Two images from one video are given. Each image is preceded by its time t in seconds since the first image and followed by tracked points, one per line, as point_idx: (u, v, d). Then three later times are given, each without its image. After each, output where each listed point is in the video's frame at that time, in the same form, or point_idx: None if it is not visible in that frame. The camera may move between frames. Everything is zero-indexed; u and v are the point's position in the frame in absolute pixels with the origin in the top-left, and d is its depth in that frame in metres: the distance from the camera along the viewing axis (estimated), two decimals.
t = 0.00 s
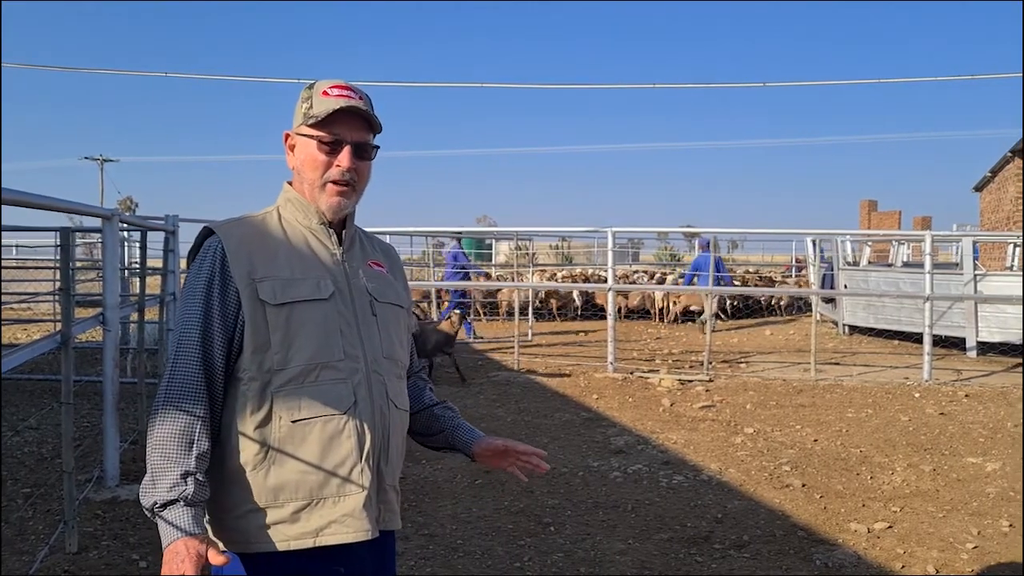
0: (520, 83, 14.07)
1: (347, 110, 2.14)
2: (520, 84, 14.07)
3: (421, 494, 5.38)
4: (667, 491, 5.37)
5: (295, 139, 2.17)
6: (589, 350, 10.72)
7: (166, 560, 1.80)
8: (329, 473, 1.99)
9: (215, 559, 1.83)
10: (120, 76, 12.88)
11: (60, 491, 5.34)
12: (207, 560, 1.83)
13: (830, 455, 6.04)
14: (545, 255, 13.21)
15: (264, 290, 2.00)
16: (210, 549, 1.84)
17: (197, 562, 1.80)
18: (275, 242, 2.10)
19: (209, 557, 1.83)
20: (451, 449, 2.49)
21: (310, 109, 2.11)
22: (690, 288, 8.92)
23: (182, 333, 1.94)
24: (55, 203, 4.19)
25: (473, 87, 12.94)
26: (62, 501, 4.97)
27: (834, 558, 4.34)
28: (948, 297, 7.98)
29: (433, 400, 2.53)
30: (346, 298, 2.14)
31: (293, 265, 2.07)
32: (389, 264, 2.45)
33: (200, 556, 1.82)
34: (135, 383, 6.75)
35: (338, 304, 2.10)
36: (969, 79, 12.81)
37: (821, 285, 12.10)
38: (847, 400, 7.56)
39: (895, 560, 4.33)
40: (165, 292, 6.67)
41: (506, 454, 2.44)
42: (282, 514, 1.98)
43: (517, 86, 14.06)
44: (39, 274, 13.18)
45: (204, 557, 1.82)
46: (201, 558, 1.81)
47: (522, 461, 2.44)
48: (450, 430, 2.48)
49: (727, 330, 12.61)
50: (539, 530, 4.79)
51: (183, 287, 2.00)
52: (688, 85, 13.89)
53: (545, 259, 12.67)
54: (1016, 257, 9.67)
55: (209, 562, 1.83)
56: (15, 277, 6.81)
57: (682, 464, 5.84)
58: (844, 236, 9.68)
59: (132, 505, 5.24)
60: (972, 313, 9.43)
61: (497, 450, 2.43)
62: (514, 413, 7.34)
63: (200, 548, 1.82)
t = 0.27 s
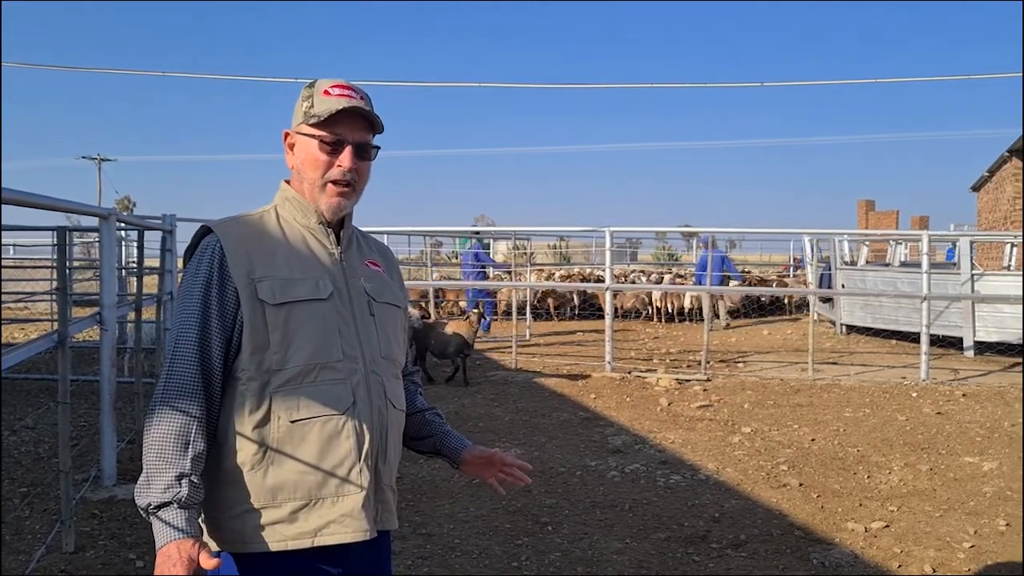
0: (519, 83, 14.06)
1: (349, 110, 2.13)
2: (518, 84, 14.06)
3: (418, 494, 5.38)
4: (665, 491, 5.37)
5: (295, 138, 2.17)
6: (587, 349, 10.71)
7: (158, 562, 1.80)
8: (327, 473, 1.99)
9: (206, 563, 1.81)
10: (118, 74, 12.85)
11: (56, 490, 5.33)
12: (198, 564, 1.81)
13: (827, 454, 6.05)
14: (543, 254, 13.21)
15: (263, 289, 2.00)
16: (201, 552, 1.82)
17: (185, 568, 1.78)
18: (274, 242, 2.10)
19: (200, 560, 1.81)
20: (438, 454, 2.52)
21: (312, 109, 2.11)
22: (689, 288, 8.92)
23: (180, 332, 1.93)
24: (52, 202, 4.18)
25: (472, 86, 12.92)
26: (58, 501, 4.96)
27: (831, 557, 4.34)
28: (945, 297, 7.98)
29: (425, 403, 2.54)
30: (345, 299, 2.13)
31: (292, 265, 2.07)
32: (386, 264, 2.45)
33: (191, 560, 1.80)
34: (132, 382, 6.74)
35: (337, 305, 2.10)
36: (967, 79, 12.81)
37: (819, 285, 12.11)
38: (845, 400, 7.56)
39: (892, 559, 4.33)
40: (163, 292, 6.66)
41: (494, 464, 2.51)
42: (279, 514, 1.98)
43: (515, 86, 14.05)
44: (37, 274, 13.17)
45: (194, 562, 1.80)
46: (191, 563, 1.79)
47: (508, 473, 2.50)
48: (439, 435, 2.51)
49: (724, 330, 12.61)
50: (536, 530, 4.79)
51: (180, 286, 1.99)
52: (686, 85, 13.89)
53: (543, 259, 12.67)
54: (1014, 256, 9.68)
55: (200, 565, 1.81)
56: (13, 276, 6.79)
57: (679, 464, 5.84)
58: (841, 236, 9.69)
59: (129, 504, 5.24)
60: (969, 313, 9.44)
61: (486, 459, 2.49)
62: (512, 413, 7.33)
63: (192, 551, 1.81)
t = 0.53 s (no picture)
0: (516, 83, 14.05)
1: (348, 106, 2.13)
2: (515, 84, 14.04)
3: (416, 493, 5.38)
4: (662, 490, 5.37)
5: (294, 135, 2.17)
6: (584, 349, 10.71)
7: (160, 562, 1.81)
8: (328, 472, 1.99)
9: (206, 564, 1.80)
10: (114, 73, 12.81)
11: (53, 490, 5.32)
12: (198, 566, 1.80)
13: (825, 454, 6.05)
14: (540, 255, 13.20)
15: (263, 288, 2.00)
16: (201, 553, 1.81)
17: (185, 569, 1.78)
18: (274, 240, 2.10)
19: (200, 561, 1.80)
20: (427, 460, 2.54)
21: (311, 105, 2.11)
22: (686, 288, 8.91)
23: (180, 330, 1.93)
24: (50, 200, 4.17)
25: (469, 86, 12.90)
26: (56, 500, 4.95)
27: (829, 556, 4.35)
28: (942, 297, 7.99)
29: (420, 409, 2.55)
30: (344, 297, 2.13)
31: (291, 263, 2.07)
32: (384, 262, 2.45)
33: (191, 562, 1.80)
34: (129, 382, 6.73)
35: (336, 303, 2.10)
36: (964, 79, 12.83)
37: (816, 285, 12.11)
38: (842, 400, 7.57)
39: (890, 558, 4.34)
40: (160, 292, 6.65)
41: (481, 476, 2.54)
42: (280, 513, 1.98)
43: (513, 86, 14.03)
44: (34, 273, 13.12)
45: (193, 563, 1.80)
46: (190, 564, 1.79)
47: (492, 489, 2.54)
48: (430, 443, 2.52)
49: (722, 330, 12.61)
50: (534, 529, 4.79)
51: (180, 285, 1.99)
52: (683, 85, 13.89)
53: (540, 259, 12.66)
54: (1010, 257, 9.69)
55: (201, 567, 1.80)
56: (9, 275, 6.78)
57: (677, 463, 5.84)
58: (839, 236, 9.69)
59: (126, 504, 5.22)
60: (966, 313, 9.46)
61: (473, 471, 2.53)
62: (509, 412, 7.32)
63: (191, 552, 1.81)
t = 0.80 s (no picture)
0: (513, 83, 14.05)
1: (344, 105, 2.13)
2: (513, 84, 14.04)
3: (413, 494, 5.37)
4: (660, 490, 5.37)
5: (290, 135, 2.16)
6: (582, 349, 10.70)
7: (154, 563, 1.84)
8: (326, 472, 1.99)
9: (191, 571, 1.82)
10: (111, 72, 12.78)
11: (50, 490, 5.31)
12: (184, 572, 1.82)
13: (822, 453, 6.05)
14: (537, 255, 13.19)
15: (259, 288, 1.99)
16: (188, 558, 1.83)
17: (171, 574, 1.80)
18: (270, 240, 2.09)
19: (186, 568, 1.82)
20: (412, 466, 2.56)
21: (306, 104, 2.11)
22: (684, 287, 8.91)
23: (176, 331, 1.92)
24: (47, 200, 4.17)
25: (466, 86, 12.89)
26: (52, 501, 4.94)
27: (826, 556, 4.35)
28: (939, 297, 8.00)
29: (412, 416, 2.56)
30: (341, 297, 2.13)
31: (288, 263, 2.07)
32: (381, 262, 2.45)
33: (178, 567, 1.82)
34: (126, 382, 6.72)
35: (333, 303, 2.10)
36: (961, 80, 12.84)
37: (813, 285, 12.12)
38: (840, 400, 7.57)
39: (887, 557, 4.34)
40: (157, 291, 6.65)
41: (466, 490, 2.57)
42: (277, 513, 1.98)
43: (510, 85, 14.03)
44: (30, 274, 13.09)
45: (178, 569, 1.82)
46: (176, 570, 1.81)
47: (472, 504, 2.57)
48: (417, 451, 2.53)
49: (720, 330, 12.61)
50: (531, 529, 4.79)
51: (175, 285, 1.99)
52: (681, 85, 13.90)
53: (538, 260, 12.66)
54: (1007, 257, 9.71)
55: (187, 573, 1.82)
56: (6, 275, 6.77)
57: (674, 463, 5.84)
58: (836, 236, 9.70)
59: (123, 504, 5.22)
60: (963, 313, 9.47)
61: (458, 485, 2.56)
62: (507, 412, 7.32)
63: (178, 557, 1.82)
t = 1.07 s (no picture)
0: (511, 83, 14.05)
1: (339, 105, 2.13)
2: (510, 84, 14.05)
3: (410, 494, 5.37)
4: (657, 490, 5.37)
5: (284, 135, 2.16)
6: (580, 349, 10.71)
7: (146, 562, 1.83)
8: (321, 472, 1.99)
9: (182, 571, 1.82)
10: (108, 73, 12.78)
11: (47, 490, 5.31)
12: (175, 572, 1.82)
13: (819, 453, 6.06)
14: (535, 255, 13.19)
15: (254, 289, 1.99)
16: (179, 559, 1.83)
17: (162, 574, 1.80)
18: (265, 241, 2.09)
19: (177, 568, 1.82)
20: (401, 470, 2.57)
21: (301, 104, 2.11)
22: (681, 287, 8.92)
23: (170, 332, 1.92)
24: (44, 200, 4.16)
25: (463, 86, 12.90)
26: (49, 501, 4.94)
27: (822, 555, 4.35)
28: (936, 296, 8.00)
29: (406, 420, 2.56)
30: (336, 297, 2.13)
31: (283, 263, 2.07)
32: (377, 261, 2.44)
33: (168, 568, 1.82)
34: (123, 382, 6.71)
35: (328, 303, 2.10)
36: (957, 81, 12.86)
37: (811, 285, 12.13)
38: (837, 400, 7.58)
39: (883, 557, 4.34)
40: (154, 292, 6.64)
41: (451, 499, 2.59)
42: (272, 514, 1.97)
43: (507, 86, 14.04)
44: (27, 274, 13.09)
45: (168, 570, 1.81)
46: (167, 570, 1.81)
47: (455, 511, 2.59)
48: (408, 456, 2.54)
49: (717, 330, 12.62)
50: (528, 529, 4.79)
51: (170, 286, 1.98)
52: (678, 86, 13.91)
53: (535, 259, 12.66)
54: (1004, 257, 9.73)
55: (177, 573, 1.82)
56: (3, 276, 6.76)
57: (671, 463, 5.84)
58: (833, 236, 9.71)
59: (120, 505, 5.22)
60: (960, 313, 9.49)
61: (444, 494, 2.57)
62: (504, 413, 7.32)
63: (169, 558, 1.82)
